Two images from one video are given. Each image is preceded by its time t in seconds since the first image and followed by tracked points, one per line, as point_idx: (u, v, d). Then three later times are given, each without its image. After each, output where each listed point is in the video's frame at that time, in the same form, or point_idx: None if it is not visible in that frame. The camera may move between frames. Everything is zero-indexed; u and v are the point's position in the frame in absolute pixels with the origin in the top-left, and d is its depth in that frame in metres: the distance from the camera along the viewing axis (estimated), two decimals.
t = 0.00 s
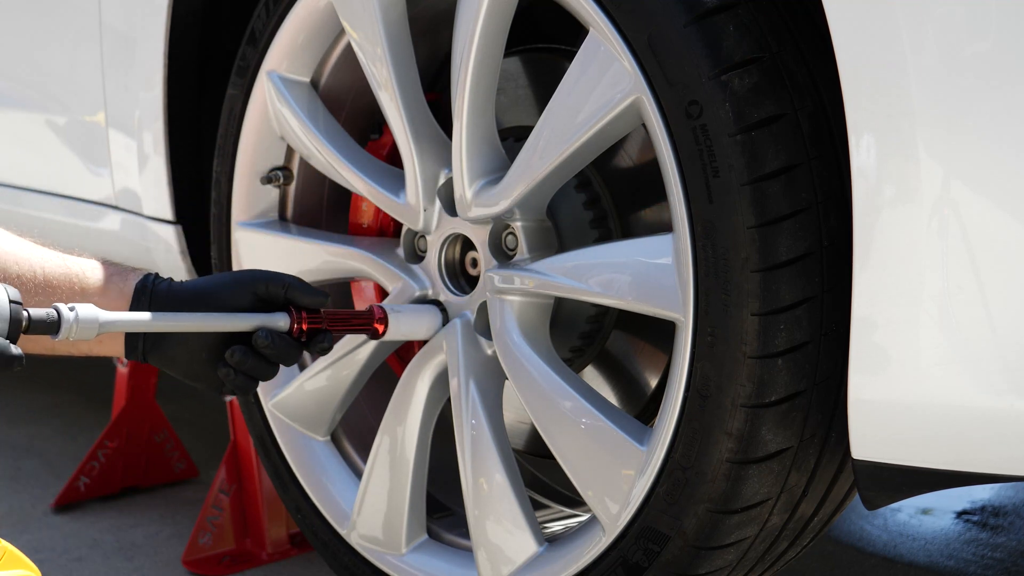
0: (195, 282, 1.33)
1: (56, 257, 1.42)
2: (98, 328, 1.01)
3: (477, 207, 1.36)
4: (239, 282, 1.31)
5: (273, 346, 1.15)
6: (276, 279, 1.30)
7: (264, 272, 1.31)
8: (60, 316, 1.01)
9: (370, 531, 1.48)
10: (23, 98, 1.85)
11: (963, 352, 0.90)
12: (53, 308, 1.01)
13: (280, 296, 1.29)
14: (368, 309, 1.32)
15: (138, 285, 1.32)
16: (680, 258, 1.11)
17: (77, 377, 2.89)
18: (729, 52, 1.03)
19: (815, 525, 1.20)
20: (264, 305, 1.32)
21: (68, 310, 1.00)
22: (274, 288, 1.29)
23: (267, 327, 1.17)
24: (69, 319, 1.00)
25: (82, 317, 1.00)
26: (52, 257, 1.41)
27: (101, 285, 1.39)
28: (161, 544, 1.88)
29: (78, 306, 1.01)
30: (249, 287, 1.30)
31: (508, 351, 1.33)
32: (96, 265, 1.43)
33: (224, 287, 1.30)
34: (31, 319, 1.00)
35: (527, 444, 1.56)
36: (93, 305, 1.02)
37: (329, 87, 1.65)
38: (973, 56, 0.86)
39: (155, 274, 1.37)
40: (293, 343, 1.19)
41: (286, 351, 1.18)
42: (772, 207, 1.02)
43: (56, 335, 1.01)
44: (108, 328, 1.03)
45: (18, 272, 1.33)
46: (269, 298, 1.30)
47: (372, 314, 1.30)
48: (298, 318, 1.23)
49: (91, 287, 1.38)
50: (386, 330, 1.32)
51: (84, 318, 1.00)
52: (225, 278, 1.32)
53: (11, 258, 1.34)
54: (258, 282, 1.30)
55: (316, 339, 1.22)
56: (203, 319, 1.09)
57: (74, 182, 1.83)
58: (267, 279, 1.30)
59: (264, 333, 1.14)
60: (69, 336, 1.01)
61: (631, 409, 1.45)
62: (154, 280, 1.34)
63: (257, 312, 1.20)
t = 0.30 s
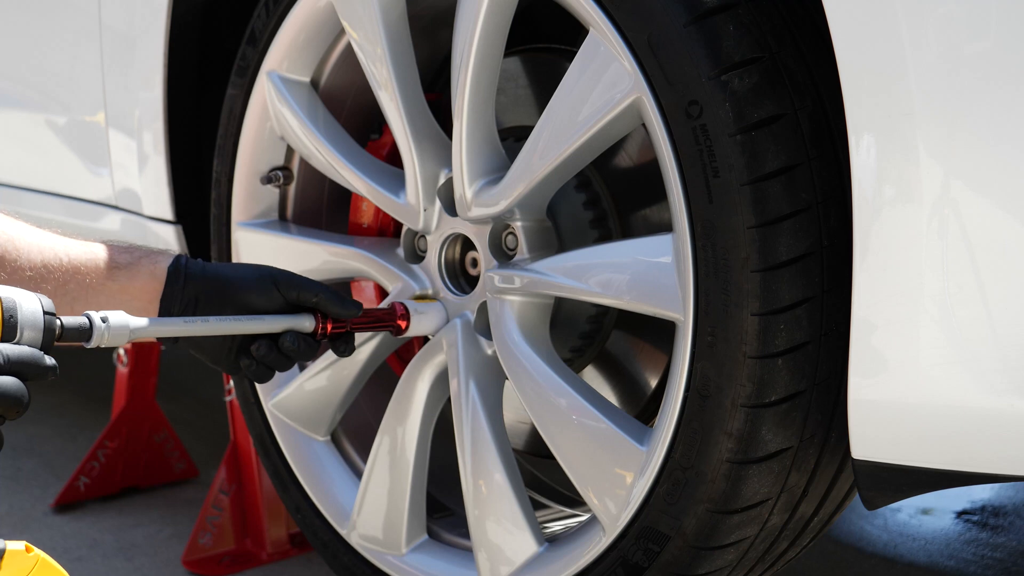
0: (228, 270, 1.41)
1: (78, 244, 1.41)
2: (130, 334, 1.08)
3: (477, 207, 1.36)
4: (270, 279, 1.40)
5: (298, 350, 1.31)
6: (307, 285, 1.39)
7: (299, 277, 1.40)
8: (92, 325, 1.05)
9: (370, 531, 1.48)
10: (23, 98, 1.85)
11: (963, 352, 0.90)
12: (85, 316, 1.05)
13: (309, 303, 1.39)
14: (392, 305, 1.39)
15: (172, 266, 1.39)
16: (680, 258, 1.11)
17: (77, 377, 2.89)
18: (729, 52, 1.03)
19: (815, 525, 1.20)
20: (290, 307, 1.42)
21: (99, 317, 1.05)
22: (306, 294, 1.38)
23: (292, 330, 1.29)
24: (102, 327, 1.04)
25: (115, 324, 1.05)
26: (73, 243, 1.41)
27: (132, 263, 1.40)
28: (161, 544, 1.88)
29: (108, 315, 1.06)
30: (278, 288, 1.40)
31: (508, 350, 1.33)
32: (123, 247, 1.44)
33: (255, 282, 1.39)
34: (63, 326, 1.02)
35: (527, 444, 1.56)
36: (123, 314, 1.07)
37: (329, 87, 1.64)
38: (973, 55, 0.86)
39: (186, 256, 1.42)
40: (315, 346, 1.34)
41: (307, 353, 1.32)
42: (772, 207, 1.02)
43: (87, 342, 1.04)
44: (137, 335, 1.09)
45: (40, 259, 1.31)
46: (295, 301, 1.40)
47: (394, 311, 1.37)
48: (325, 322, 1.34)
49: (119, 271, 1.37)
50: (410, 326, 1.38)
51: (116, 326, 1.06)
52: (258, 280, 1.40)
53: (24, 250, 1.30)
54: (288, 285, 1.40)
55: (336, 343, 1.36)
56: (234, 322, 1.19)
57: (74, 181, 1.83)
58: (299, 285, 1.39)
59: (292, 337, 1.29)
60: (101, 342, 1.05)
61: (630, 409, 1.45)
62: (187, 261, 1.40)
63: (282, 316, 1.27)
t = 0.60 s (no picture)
0: (235, 295, 1.40)
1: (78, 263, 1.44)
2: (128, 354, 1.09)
3: (477, 207, 1.36)
4: (278, 297, 1.40)
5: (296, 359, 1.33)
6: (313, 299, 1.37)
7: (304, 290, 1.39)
8: (90, 346, 1.06)
9: (370, 531, 1.48)
10: (23, 98, 1.85)
11: (963, 352, 0.90)
12: (83, 339, 1.06)
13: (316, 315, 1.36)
14: (393, 309, 1.39)
15: (180, 293, 1.39)
16: (680, 257, 1.11)
17: (77, 377, 2.89)
18: (729, 52, 1.03)
19: (815, 525, 1.20)
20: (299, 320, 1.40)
21: (97, 340, 1.07)
22: (309, 307, 1.36)
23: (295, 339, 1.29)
24: (100, 348, 1.06)
25: (112, 345, 1.07)
26: (64, 258, 1.44)
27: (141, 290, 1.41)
28: (161, 544, 1.88)
29: (106, 336, 1.08)
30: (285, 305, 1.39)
31: (508, 350, 1.33)
32: (132, 270, 1.44)
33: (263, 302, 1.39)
34: (63, 351, 1.03)
35: (527, 444, 1.57)
36: (121, 334, 1.09)
37: (329, 87, 1.64)
38: (973, 55, 0.86)
39: (196, 281, 1.42)
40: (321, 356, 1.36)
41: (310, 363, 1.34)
42: (772, 208, 1.02)
43: (87, 365, 1.06)
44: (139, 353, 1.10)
45: (52, 279, 1.38)
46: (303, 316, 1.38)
47: (395, 315, 1.38)
48: (325, 330, 1.34)
49: (130, 299, 1.39)
50: (413, 327, 1.39)
51: (114, 348, 1.07)
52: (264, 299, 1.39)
53: (40, 265, 1.38)
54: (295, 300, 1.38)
55: (341, 349, 1.37)
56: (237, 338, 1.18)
57: (74, 182, 1.83)
58: (303, 298, 1.37)
59: (286, 349, 1.33)
60: (101, 364, 1.07)
61: (630, 409, 1.45)
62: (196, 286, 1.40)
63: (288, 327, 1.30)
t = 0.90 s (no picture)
0: (232, 296, 1.42)
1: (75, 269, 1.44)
2: (128, 351, 1.10)
3: (477, 207, 1.36)
4: (272, 297, 1.40)
5: (309, 353, 1.32)
6: (307, 294, 1.38)
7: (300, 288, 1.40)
8: (90, 344, 1.07)
9: (370, 531, 1.48)
10: (23, 98, 1.85)
11: (963, 352, 0.90)
12: (83, 336, 1.07)
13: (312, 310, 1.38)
14: (393, 308, 1.39)
15: (177, 297, 1.43)
16: (680, 257, 1.11)
17: (77, 377, 2.89)
18: (729, 52, 1.03)
19: (815, 525, 1.20)
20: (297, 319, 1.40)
21: (96, 336, 1.08)
22: (306, 303, 1.37)
23: (294, 335, 1.30)
24: (99, 345, 1.07)
25: (112, 342, 1.08)
26: (61, 260, 1.45)
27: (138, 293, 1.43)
28: (161, 544, 1.88)
29: (106, 333, 1.09)
30: (282, 303, 1.39)
31: (508, 350, 1.33)
32: (131, 275, 1.47)
33: (258, 300, 1.40)
34: (62, 346, 1.04)
35: (527, 444, 1.57)
36: (121, 331, 1.10)
37: (329, 87, 1.64)
38: (973, 56, 0.86)
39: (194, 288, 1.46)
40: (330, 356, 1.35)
41: (319, 360, 1.33)
42: (772, 208, 1.02)
43: (87, 362, 1.07)
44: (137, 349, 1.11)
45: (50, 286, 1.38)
46: (300, 313, 1.39)
47: (395, 314, 1.38)
48: (325, 326, 1.35)
49: (129, 299, 1.40)
50: (412, 327, 1.38)
51: (114, 344, 1.08)
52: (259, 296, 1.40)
53: (39, 273, 1.37)
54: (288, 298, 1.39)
55: (347, 346, 1.36)
56: (236, 334, 1.19)
57: (73, 182, 1.83)
58: (298, 295, 1.38)
59: (296, 340, 1.31)
60: (101, 361, 1.08)
61: (630, 409, 1.45)
62: (192, 292, 1.44)
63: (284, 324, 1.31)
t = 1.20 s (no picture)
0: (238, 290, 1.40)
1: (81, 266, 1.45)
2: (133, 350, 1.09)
3: (477, 207, 1.36)
4: (279, 292, 1.38)
5: (320, 344, 1.29)
6: (316, 294, 1.37)
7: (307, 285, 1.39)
8: (96, 342, 1.07)
9: (370, 532, 1.48)
10: (23, 98, 1.85)
11: (963, 352, 0.90)
12: (91, 334, 1.07)
13: (319, 310, 1.37)
14: (393, 308, 1.39)
15: (183, 290, 1.41)
16: (680, 257, 1.11)
17: (77, 377, 2.89)
18: (729, 52, 1.03)
19: (815, 525, 1.20)
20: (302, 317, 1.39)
21: (102, 335, 1.07)
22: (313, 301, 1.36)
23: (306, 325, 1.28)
24: (105, 343, 1.07)
25: (117, 341, 1.08)
26: (64, 258, 1.45)
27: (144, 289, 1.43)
28: (161, 544, 1.88)
29: (111, 331, 1.09)
30: (289, 299, 1.38)
31: (508, 350, 1.33)
32: (138, 271, 1.48)
33: (266, 296, 1.38)
34: (69, 347, 1.03)
35: (527, 444, 1.57)
36: (127, 330, 1.10)
37: (329, 87, 1.64)
38: (973, 56, 0.86)
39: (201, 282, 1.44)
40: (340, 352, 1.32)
41: (329, 355, 1.31)
42: (772, 208, 1.02)
43: (95, 361, 1.07)
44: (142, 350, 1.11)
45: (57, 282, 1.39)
46: (307, 310, 1.38)
47: (396, 313, 1.38)
48: (325, 324, 1.37)
49: (133, 294, 1.41)
50: (414, 326, 1.38)
51: (119, 343, 1.08)
52: (267, 292, 1.39)
53: (44, 269, 1.39)
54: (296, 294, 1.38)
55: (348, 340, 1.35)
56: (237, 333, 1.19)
57: (74, 181, 1.83)
58: (306, 293, 1.37)
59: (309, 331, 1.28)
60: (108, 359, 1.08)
61: (630, 409, 1.45)
62: (198, 284, 1.41)
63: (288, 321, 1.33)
